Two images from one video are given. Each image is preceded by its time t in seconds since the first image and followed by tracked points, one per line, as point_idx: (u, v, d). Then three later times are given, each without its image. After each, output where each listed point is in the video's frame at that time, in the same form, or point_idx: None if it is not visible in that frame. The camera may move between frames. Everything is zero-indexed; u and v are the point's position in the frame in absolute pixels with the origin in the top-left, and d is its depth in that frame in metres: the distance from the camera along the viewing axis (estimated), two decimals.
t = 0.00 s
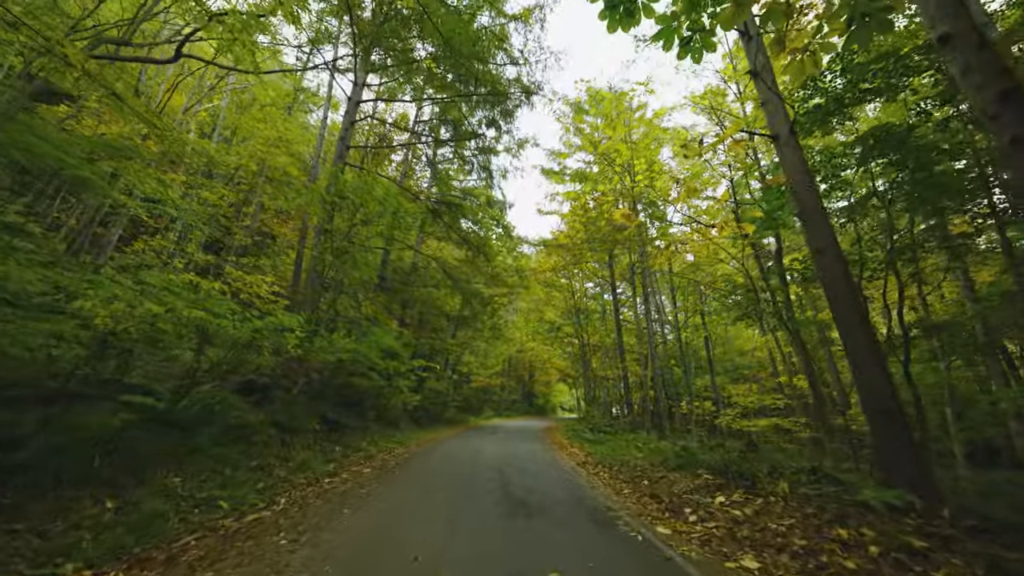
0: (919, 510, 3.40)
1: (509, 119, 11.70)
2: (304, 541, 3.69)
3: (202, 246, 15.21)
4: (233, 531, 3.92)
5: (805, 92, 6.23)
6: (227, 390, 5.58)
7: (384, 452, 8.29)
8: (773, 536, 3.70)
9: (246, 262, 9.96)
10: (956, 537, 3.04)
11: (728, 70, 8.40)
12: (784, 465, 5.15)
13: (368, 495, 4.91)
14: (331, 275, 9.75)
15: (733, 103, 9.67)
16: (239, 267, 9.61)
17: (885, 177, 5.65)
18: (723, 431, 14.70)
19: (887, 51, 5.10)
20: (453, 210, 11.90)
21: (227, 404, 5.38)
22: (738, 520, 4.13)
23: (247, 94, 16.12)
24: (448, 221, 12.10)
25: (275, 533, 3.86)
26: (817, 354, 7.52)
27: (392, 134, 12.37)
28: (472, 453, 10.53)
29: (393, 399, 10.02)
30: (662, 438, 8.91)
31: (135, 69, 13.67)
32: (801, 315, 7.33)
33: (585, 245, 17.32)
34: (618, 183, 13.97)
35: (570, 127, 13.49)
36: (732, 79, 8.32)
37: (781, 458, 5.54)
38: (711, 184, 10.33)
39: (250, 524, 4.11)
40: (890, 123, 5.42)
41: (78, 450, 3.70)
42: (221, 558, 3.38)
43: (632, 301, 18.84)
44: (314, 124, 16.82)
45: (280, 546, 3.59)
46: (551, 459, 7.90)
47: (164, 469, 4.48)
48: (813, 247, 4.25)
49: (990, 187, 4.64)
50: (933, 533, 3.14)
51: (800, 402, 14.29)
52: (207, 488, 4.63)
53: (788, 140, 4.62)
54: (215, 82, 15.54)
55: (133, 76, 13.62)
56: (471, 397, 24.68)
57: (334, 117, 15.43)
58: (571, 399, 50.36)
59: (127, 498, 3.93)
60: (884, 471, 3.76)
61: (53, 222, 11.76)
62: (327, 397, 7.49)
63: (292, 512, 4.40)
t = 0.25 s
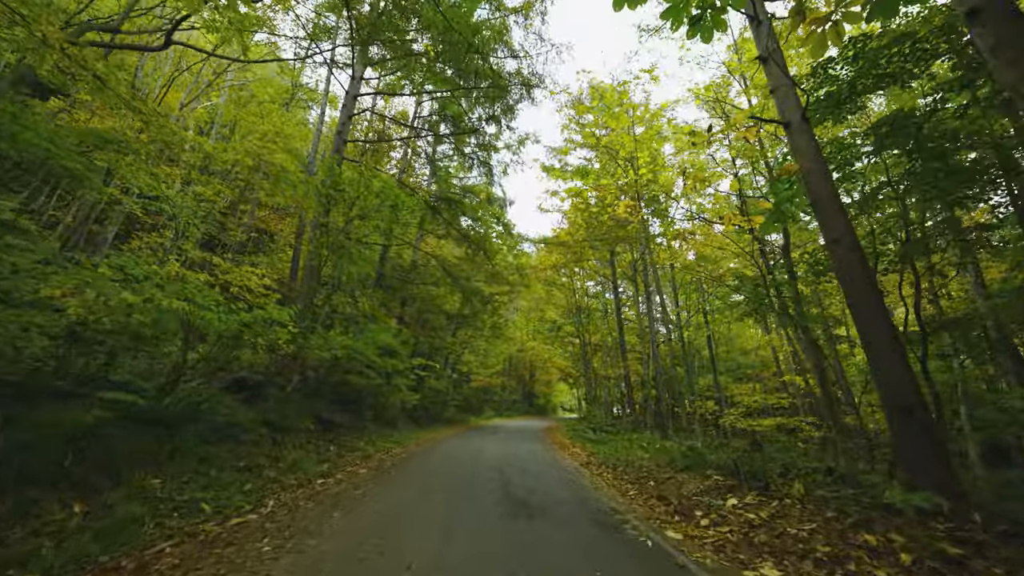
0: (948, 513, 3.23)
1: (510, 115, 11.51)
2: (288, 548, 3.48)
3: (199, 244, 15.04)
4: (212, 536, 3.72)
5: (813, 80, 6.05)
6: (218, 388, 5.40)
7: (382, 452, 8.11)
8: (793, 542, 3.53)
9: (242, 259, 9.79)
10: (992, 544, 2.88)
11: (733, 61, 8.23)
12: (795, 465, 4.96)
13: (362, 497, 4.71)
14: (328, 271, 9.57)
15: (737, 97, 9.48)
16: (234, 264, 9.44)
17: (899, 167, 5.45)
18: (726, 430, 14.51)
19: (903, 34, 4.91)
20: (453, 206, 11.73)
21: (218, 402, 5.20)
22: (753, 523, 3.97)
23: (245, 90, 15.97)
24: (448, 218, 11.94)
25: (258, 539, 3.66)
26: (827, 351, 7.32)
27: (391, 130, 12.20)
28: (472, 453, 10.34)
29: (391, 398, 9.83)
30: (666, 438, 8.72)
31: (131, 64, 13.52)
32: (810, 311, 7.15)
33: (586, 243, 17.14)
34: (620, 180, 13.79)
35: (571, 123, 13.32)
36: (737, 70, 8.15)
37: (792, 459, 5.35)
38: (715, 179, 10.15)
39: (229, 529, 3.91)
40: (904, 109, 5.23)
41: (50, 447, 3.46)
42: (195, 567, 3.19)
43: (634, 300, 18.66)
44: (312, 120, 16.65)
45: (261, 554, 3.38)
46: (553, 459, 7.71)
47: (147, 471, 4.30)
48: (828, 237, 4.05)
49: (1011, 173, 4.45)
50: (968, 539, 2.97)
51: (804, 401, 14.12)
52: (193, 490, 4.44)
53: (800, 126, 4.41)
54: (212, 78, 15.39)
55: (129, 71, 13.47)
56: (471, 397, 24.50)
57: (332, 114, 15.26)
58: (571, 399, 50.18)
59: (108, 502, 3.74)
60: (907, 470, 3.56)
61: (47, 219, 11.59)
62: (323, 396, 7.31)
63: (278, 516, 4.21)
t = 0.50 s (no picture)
0: (985, 525, 3.05)
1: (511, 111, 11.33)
2: (271, 563, 3.26)
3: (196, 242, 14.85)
4: (186, 551, 3.45)
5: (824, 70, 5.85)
6: (210, 388, 5.20)
7: (380, 454, 7.92)
8: (820, 556, 3.34)
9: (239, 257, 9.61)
10: None
11: (738, 54, 8.04)
12: (810, 470, 4.77)
13: (357, 503, 4.51)
14: (325, 269, 9.38)
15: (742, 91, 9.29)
16: (230, 261, 9.25)
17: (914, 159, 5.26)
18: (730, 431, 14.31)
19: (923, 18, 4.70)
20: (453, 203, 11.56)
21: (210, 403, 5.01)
22: (772, 534, 3.78)
23: (242, 87, 15.79)
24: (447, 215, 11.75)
25: (238, 554, 3.42)
26: (837, 350, 7.13)
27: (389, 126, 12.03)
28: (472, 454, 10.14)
29: (390, 399, 9.64)
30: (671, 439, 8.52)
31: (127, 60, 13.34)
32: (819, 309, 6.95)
33: (588, 241, 16.94)
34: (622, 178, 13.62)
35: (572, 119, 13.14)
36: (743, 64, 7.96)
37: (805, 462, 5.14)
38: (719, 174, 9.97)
39: (207, 543, 3.64)
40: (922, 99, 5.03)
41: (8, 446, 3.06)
42: None
43: (636, 300, 18.46)
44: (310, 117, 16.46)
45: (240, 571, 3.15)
46: (555, 461, 7.51)
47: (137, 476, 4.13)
48: (846, 230, 3.85)
49: None
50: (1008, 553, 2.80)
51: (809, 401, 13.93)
52: (183, 497, 4.25)
53: (815, 114, 4.21)
54: (209, 74, 15.22)
55: (124, 67, 13.29)
56: (471, 397, 24.30)
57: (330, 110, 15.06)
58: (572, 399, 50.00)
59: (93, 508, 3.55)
60: (933, 478, 3.36)
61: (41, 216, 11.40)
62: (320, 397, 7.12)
63: (262, 527, 3.96)
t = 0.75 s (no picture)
0: None
1: (512, 107, 11.16)
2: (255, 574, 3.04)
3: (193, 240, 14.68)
4: (162, 562, 3.18)
5: (835, 59, 5.67)
6: (201, 387, 5.02)
7: (379, 455, 7.73)
8: (846, 568, 3.15)
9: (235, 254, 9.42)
10: None
11: (745, 47, 7.87)
12: (826, 473, 4.58)
13: (352, 507, 4.31)
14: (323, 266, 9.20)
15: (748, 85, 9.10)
16: (226, 259, 9.08)
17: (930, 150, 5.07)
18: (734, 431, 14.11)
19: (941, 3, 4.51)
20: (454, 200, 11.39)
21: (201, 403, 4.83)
22: (792, 544, 3.58)
23: (240, 84, 15.63)
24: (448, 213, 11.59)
25: (219, 565, 3.18)
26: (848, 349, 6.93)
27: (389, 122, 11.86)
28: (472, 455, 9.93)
29: (389, 399, 9.45)
30: (677, 440, 8.33)
31: (123, 56, 13.20)
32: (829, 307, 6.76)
33: (589, 240, 16.76)
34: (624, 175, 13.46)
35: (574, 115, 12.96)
36: (752, 56, 7.80)
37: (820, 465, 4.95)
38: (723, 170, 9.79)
39: (186, 552, 3.38)
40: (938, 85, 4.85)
41: None
42: None
43: (638, 298, 18.30)
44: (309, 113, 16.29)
45: None
46: (556, 462, 7.31)
47: (122, 479, 3.95)
48: (865, 221, 3.66)
49: None
50: None
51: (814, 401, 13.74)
52: (172, 501, 4.07)
53: (831, 100, 4.02)
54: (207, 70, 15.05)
55: (121, 62, 13.12)
56: (472, 396, 24.12)
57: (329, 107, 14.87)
58: (573, 400, 50.09)
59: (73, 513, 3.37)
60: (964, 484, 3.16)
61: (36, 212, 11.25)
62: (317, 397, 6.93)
63: (248, 535, 3.72)
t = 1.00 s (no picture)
0: None
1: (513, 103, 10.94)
2: None
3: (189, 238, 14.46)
4: None
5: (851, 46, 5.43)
6: (191, 389, 4.80)
7: (377, 458, 7.53)
8: None
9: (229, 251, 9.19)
10: None
11: (753, 38, 7.63)
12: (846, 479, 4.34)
13: (347, 516, 4.09)
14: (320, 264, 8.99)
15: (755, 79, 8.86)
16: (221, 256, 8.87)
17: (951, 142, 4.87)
18: (739, 432, 13.91)
19: None
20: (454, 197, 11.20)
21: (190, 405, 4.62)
22: (817, 557, 3.36)
23: (236, 80, 15.42)
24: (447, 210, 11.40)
25: None
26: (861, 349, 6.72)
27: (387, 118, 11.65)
28: (471, 458, 9.73)
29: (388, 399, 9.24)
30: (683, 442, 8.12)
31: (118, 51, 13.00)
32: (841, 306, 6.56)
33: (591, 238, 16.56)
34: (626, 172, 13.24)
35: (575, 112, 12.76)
36: (760, 47, 7.55)
37: (838, 470, 4.73)
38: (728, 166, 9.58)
39: (165, 567, 3.14)
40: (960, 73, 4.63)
41: None
42: None
43: (641, 298, 18.08)
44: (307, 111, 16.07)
45: None
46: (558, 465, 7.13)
47: (100, 488, 3.70)
48: (888, 213, 3.46)
49: None
50: None
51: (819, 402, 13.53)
52: (159, 508, 3.86)
53: (848, 87, 3.82)
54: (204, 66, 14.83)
55: (115, 57, 12.90)
56: (471, 396, 23.90)
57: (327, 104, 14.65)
58: (573, 401, 49.86)
59: (50, 524, 3.16)
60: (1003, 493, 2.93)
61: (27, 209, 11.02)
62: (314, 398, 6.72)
63: (234, 547, 3.49)
